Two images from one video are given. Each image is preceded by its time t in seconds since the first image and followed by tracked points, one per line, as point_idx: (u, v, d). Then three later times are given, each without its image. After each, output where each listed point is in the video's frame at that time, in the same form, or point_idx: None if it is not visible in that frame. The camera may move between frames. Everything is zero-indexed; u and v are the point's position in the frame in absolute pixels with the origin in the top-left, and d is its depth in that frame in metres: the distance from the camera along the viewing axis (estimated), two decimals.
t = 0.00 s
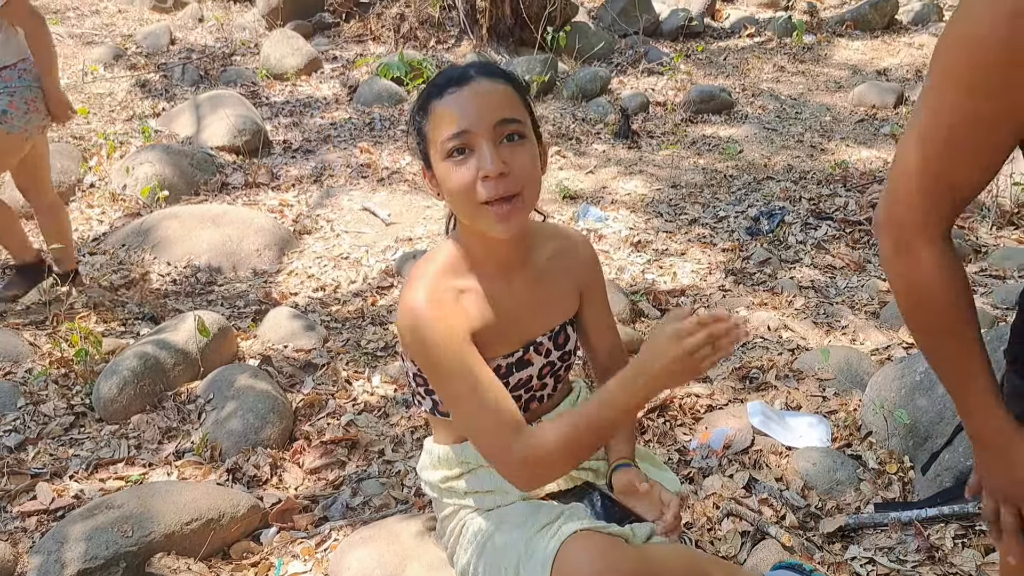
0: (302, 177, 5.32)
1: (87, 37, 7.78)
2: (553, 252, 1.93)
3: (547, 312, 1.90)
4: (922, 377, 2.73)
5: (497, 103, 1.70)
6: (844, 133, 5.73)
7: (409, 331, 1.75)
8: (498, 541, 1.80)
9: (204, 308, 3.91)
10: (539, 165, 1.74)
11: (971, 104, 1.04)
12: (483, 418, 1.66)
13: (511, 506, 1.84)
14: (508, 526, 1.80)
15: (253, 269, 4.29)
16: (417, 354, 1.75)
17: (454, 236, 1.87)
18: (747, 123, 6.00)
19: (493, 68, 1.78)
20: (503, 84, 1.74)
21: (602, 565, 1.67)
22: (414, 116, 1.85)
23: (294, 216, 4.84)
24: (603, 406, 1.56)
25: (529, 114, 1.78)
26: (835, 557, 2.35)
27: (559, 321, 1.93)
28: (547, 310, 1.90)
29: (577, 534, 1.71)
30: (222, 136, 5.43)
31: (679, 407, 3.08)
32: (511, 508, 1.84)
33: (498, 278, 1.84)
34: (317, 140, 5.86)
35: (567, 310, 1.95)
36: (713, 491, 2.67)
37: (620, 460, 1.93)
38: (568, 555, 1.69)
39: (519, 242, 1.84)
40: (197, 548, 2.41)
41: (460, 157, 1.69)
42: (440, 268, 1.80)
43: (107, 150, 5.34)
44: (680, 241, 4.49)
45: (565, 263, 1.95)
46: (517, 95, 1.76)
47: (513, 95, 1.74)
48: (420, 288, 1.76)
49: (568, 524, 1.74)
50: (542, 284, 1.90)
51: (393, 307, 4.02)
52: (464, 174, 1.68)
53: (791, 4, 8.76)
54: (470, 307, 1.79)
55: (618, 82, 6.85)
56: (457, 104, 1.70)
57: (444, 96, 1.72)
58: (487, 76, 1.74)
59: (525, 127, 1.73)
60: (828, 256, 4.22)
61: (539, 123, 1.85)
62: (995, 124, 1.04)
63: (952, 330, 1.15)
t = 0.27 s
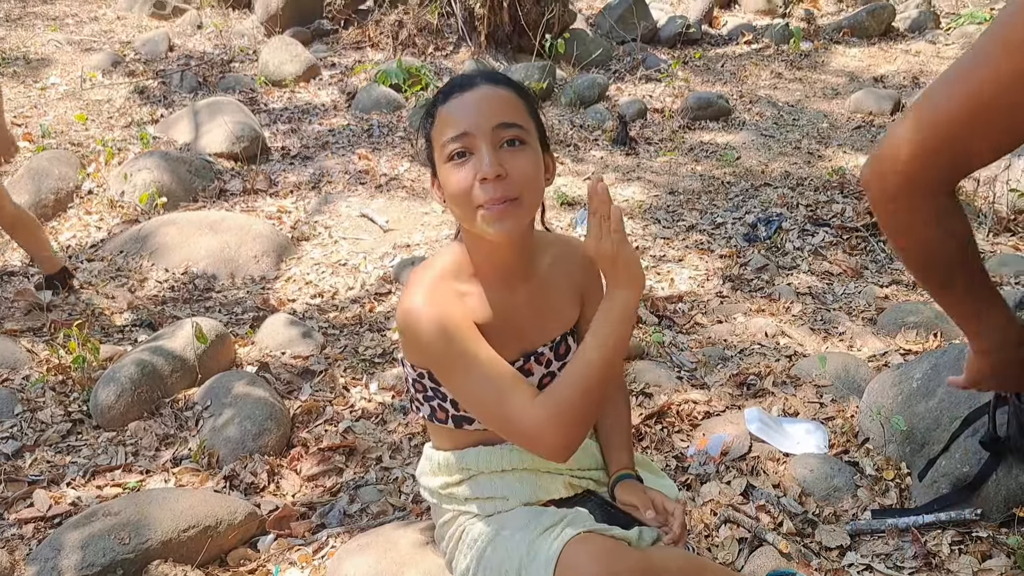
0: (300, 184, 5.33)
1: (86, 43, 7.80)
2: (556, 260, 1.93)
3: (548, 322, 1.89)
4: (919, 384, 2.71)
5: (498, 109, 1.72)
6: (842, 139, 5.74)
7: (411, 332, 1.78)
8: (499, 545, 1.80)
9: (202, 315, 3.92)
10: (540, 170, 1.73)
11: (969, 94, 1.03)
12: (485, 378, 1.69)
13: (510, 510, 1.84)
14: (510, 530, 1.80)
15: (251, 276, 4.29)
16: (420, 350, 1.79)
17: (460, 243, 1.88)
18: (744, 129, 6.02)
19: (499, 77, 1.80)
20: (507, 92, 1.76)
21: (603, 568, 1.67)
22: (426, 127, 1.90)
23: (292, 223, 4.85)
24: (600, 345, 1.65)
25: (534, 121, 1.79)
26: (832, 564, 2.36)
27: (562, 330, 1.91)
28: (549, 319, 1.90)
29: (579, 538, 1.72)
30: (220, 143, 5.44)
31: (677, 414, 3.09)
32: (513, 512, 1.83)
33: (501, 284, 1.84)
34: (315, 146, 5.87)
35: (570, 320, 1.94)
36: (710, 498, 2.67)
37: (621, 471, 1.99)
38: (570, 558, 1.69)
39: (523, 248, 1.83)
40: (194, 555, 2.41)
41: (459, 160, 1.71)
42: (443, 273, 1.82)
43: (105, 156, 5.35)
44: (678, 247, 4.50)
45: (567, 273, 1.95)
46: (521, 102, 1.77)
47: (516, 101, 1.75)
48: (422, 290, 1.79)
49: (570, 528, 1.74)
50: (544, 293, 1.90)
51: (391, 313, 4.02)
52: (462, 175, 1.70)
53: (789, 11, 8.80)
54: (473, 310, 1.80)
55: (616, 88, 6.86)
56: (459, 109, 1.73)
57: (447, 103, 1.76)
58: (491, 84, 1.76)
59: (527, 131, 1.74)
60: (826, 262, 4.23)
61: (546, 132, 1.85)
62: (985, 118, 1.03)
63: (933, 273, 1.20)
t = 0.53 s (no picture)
0: (300, 187, 5.33)
1: (87, 47, 7.80)
2: (566, 270, 1.95)
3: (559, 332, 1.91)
4: (919, 387, 2.71)
5: (524, 112, 1.68)
6: (841, 142, 5.75)
7: (418, 334, 1.71)
8: (494, 546, 1.81)
9: (202, 317, 3.92)
10: (563, 178, 1.69)
11: None
12: (495, 408, 1.60)
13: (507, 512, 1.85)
14: (504, 532, 1.81)
15: (251, 279, 4.29)
16: (422, 355, 1.72)
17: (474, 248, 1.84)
18: (744, 132, 6.03)
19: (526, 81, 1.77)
20: (533, 97, 1.73)
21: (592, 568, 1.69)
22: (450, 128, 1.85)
23: (293, 226, 4.86)
24: (640, 438, 1.59)
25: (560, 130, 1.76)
26: (832, 566, 2.36)
27: (569, 339, 1.94)
28: (558, 328, 1.90)
29: (570, 541, 1.73)
30: (220, 146, 5.44)
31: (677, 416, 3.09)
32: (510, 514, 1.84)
33: (513, 293, 1.81)
34: (315, 149, 5.87)
35: (575, 328, 1.97)
36: (710, 500, 2.67)
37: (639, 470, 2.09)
38: (560, 562, 1.70)
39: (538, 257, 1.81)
40: (194, 558, 2.41)
41: (482, 164, 1.68)
42: (454, 277, 1.77)
43: (105, 159, 5.36)
44: (678, 250, 4.50)
45: (574, 283, 1.97)
46: (548, 109, 1.75)
47: (544, 109, 1.72)
48: (433, 291, 1.74)
49: (562, 532, 1.75)
50: (553, 301, 1.90)
51: (391, 316, 4.02)
52: (482, 179, 1.66)
53: (788, 13, 8.81)
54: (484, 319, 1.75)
55: (616, 91, 6.88)
56: (483, 112, 1.69)
57: (474, 104, 1.72)
58: (518, 87, 1.73)
59: (553, 139, 1.70)
60: (825, 264, 4.23)
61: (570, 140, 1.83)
62: None
63: None
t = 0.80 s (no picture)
0: (301, 188, 5.33)
1: (87, 49, 7.81)
2: (581, 278, 1.94)
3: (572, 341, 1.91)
4: (920, 387, 2.70)
5: (553, 127, 1.64)
6: (842, 143, 5.75)
7: (433, 338, 1.71)
8: (491, 548, 1.81)
9: (203, 319, 3.92)
10: (588, 198, 1.68)
11: None
12: (504, 433, 1.68)
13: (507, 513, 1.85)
14: (502, 534, 1.81)
15: (252, 280, 4.29)
16: (436, 359, 1.73)
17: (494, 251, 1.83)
18: (744, 134, 6.03)
19: (558, 88, 1.72)
20: (564, 108, 1.68)
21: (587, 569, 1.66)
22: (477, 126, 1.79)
23: (293, 227, 4.86)
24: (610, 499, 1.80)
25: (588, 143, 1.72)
26: (834, 567, 2.35)
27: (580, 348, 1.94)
28: (569, 338, 1.90)
29: (565, 544, 1.73)
30: (221, 148, 5.45)
31: (678, 417, 3.09)
32: (508, 516, 1.84)
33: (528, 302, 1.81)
34: (316, 151, 5.88)
35: (587, 336, 1.97)
36: (712, 501, 2.67)
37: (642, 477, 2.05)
38: (554, 564, 1.69)
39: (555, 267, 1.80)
40: (195, 559, 2.40)
41: (508, 178, 1.65)
42: (472, 281, 1.76)
43: (106, 161, 5.36)
44: (679, 251, 4.50)
45: (587, 289, 1.96)
46: (579, 121, 1.70)
47: (574, 123, 1.68)
48: (450, 294, 1.73)
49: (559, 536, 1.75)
50: (567, 310, 1.90)
51: (392, 317, 4.02)
52: (507, 194, 1.64)
53: (788, 15, 8.82)
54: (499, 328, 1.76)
55: (616, 93, 6.88)
56: (510, 122, 1.65)
57: (504, 113, 1.67)
58: (549, 97, 1.67)
59: (581, 156, 1.67)
60: (826, 265, 4.23)
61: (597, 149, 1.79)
62: None
63: None
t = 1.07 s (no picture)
0: (302, 191, 5.34)
1: (88, 52, 7.83)
2: (588, 280, 1.93)
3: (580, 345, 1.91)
4: (921, 389, 2.70)
5: (558, 141, 1.63)
6: (842, 146, 5.76)
7: (441, 341, 1.74)
8: (489, 549, 1.81)
9: (203, 321, 3.92)
10: (594, 209, 1.68)
11: None
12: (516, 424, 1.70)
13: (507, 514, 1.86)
14: (501, 534, 1.81)
15: (253, 283, 4.30)
16: (443, 359, 1.76)
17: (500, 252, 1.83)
18: (745, 136, 6.04)
19: (563, 96, 1.69)
20: (569, 119, 1.66)
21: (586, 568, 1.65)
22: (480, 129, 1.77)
23: (294, 229, 4.86)
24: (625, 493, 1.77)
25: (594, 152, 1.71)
26: (834, 569, 2.35)
27: (586, 350, 1.94)
28: (577, 341, 1.90)
29: (564, 544, 1.70)
30: (222, 151, 5.46)
31: (678, 420, 3.09)
32: (507, 517, 1.85)
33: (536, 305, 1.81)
34: (317, 153, 5.89)
35: (593, 338, 1.96)
36: (712, 503, 2.67)
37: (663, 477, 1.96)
38: (554, 565, 1.68)
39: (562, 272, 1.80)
40: (195, 560, 2.40)
41: (513, 190, 1.65)
42: (479, 283, 1.77)
43: (107, 164, 5.37)
44: (679, 254, 4.51)
45: (594, 291, 1.94)
46: (585, 133, 1.68)
47: (579, 135, 1.67)
48: (456, 298, 1.74)
49: (557, 536, 1.73)
50: (575, 312, 1.89)
51: (392, 319, 4.03)
52: (512, 207, 1.65)
53: (789, 18, 8.83)
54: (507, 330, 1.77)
55: (616, 95, 6.88)
56: (514, 135, 1.64)
57: (507, 124, 1.66)
58: (555, 108, 1.66)
59: (587, 169, 1.66)
60: (827, 268, 4.24)
61: (604, 154, 1.77)
62: None
63: None
